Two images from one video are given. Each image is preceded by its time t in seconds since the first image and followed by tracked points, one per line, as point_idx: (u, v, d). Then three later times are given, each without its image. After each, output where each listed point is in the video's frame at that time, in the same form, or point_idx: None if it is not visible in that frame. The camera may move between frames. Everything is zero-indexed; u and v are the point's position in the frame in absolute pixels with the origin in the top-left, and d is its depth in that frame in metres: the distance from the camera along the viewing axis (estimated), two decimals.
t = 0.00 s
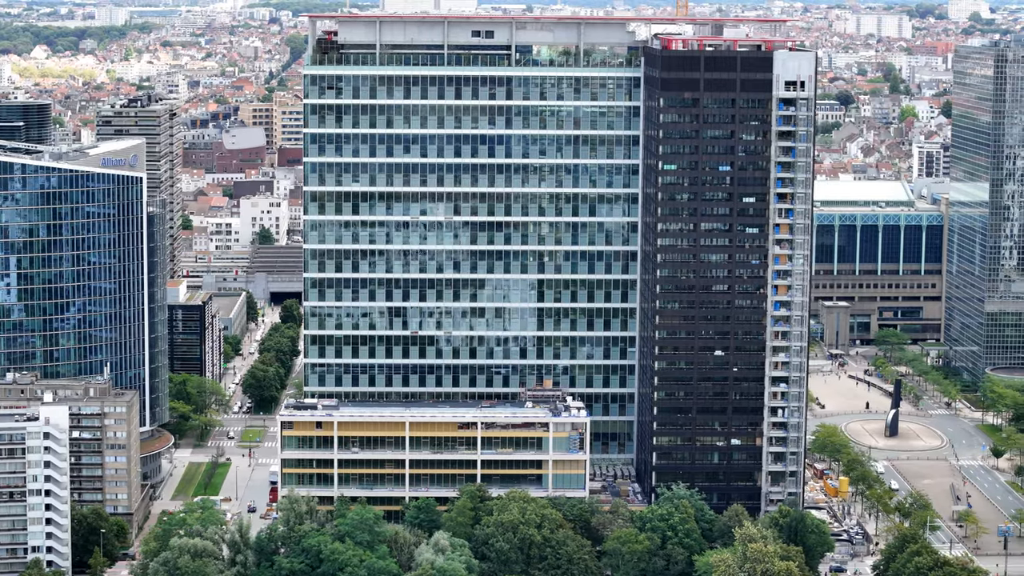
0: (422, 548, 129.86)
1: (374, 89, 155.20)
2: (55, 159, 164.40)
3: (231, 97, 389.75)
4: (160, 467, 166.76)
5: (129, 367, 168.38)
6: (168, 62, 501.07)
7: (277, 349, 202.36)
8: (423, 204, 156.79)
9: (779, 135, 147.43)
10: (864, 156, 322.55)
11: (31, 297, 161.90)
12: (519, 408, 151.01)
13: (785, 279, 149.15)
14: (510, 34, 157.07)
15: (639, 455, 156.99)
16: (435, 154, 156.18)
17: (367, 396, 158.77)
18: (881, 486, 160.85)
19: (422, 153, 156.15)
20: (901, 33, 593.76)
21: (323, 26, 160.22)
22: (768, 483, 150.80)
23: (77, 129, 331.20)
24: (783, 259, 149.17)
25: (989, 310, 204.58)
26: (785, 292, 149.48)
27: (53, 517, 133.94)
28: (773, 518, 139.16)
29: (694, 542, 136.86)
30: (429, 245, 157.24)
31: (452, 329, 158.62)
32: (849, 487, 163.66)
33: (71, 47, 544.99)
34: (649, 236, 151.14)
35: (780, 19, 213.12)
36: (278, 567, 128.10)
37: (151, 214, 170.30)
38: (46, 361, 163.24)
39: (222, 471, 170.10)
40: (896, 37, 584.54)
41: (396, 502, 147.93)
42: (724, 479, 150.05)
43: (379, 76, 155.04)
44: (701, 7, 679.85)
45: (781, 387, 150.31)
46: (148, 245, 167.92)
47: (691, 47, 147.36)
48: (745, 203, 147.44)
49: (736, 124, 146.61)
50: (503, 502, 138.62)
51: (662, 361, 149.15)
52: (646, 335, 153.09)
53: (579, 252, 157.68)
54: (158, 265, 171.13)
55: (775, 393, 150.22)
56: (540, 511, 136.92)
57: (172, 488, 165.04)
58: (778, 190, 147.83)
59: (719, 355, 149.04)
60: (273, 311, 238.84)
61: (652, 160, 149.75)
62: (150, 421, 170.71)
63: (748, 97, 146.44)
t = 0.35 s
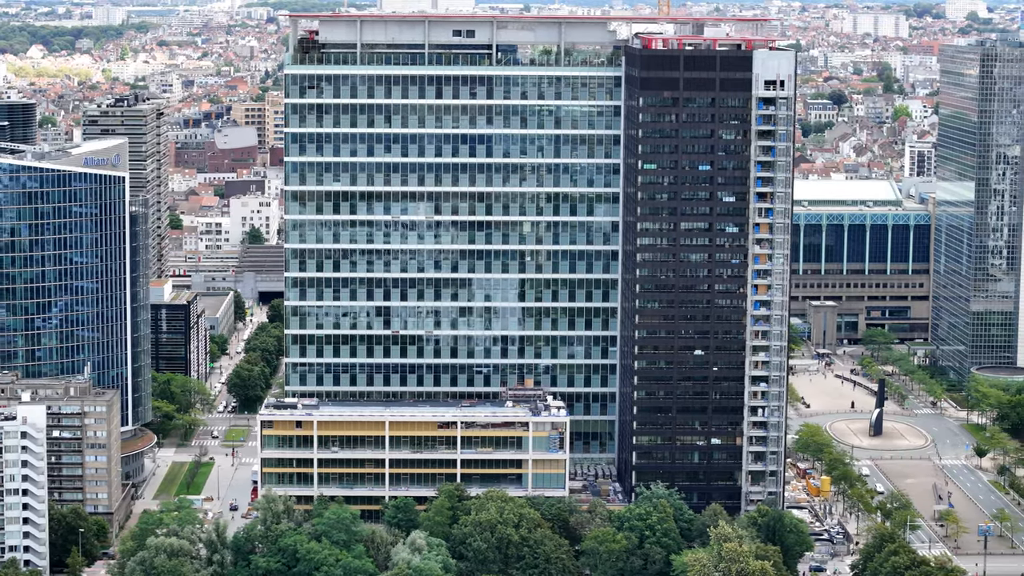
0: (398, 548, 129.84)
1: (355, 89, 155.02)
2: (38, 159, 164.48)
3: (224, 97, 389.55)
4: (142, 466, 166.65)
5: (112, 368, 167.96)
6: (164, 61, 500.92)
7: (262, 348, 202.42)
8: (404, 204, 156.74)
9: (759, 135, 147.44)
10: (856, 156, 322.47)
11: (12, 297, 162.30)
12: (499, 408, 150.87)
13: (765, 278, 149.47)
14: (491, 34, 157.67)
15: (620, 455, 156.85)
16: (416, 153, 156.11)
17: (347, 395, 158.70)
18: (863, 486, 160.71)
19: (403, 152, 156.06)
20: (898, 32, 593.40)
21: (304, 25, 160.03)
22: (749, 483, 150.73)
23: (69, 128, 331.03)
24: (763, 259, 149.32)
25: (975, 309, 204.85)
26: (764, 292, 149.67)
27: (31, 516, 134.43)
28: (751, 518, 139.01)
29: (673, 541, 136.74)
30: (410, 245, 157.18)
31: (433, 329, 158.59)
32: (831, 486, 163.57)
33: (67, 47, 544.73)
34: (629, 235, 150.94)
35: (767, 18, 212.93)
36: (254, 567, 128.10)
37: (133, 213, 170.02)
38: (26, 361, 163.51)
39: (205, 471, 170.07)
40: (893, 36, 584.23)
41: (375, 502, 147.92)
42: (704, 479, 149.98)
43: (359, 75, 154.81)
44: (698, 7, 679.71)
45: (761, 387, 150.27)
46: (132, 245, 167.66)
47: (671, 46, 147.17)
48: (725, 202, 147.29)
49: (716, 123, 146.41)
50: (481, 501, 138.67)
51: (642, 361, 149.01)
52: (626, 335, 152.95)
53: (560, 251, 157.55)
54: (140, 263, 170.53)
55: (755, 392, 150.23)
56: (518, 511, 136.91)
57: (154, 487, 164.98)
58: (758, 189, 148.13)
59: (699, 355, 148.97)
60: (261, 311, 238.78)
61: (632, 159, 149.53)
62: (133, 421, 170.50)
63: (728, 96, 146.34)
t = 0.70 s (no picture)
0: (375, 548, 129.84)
1: (337, 89, 154.90)
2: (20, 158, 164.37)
3: (219, 97, 389.51)
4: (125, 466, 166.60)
5: (95, 367, 167.92)
6: (160, 61, 500.82)
7: (249, 349, 202.50)
8: (385, 203, 156.71)
9: (739, 135, 147.16)
10: (849, 156, 322.40)
11: None
12: (479, 408, 150.80)
13: (745, 278, 149.16)
14: (474, 33, 157.27)
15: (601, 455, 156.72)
16: (397, 153, 156.08)
17: (329, 395, 158.69)
18: (845, 486, 160.68)
19: (384, 152, 156.05)
20: (896, 32, 593.14)
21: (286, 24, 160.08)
22: (729, 483, 150.66)
23: (62, 128, 331.14)
24: (743, 259, 149.03)
25: (961, 309, 204.73)
26: (745, 291, 149.41)
27: (9, 516, 134.78)
28: (730, 518, 138.94)
29: (651, 541, 136.70)
30: (392, 244, 157.18)
31: (415, 329, 158.56)
32: (814, 486, 163.44)
33: (64, 47, 544.61)
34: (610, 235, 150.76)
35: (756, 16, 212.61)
36: (231, 567, 128.10)
37: (116, 213, 169.91)
38: (9, 361, 163.15)
39: (189, 470, 170.07)
40: (890, 36, 584.08)
41: (356, 502, 147.96)
42: (685, 479, 149.94)
43: (340, 75, 154.76)
44: (697, 6, 679.68)
45: (741, 387, 150.16)
46: (115, 245, 167.91)
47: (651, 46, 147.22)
48: (705, 202, 147.24)
49: (696, 123, 146.34)
50: (460, 501, 138.73)
51: (623, 361, 148.87)
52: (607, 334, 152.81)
53: (542, 251, 157.48)
54: (124, 264, 170.93)
55: (735, 392, 150.12)
56: (496, 511, 136.89)
57: (137, 487, 164.97)
58: (739, 189, 147.60)
59: (680, 355, 148.87)
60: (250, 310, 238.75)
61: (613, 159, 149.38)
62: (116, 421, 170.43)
63: (708, 96, 146.15)
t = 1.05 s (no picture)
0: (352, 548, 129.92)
1: (318, 89, 154.76)
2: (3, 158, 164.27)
3: (213, 97, 389.64)
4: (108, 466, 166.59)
5: (79, 367, 168.01)
6: (156, 61, 500.97)
7: (235, 349, 202.62)
8: (367, 203, 156.57)
9: (719, 135, 147.51)
10: (842, 156, 322.42)
11: None
12: (460, 408, 150.82)
13: (726, 278, 149.37)
14: (455, 33, 157.53)
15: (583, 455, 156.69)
16: (379, 153, 155.95)
17: (310, 395, 158.59)
18: (828, 486, 160.62)
19: (365, 152, 155.91)
20: (893, 32, 593.25)
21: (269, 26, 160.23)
22: (710, 483, 150.58)
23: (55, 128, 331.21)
24: (724, 259, 149.28)
25: (947, 309, 204.69)
26: (725, 291, 149.52)
27: None
28: (709, 518, 138.85)
29: (629, 542, 136.64)
30: (373, 244, 157.07)
31: (397, 329, 158.40)
32: (797, 486, 163.36)
33: (61, 47, 544.86)
34: (591, 235, 150.60)
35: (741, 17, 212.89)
36: (207, 567, 128.05)
37: (99, 213, 169.51)
38: None
39: (172, 470, 170.03)
40: (887, 36, 584.17)
41: (336, 502, 147.96)
42: (665, 479, 149.88)
43: (323, 75, 154.64)
44: (695, 7, 679.71)
45: (721, 387, 150.10)
46: (99, 245, 167.85)
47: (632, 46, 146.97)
48: (685, 202, 147.03)
49: (677, 124, 146.11)
50: (438, 501, 138.74)
51: (604, 361, 148.77)
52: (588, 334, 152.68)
53: (524, 251, 157.30)
54: (106, 263, 170.24)
55: (716, 393, 150.05)
56: (474, 511, 136.89)
57: (120, 486, 164.92)
58: (718, 189, 148.23)
59: (661, 355, 148.79)
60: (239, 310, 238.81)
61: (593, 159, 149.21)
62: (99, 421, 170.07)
63: (688, 96, 145.98)
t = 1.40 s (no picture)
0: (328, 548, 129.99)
1: (299, 89, 154.58)
2: None
3: (207, 97, 389.63)
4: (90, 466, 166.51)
5: (61, 367, 167.94)
6: (152, 61, 500.94)
7: (220, 349, 202.84)
8: (347, 203, 156.31)
9: (699, 135, 147.05)
10: (834, 156, 322.27)
11: None
12: (440, 408, 150.88)
13: (706, 278, 149.02)
14: (436, 33, 157.01)
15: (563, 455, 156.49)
16: (360, 153, 155.71)
17: (292, 395, 158.58)
18: (809, 486, 160.54)
19: (346, 152, 155.64)
20: (890, 32, 592.92)
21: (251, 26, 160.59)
22: (690, 483, 150.51)
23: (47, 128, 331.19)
24: (703, 259, 148.75)
25: (933, 309, 204.40)
26: (705, 291, 149.25)
27: None
28: (687, 518, 138.74)
29: (607, 541, 136.57)
30: (354, 244, 156.82)
31: (378, 329, 158.21)
32: (779, 486, 163.33)
33: (57, 47, 544.96)
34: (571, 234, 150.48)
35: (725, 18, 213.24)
36: (184, 566, 127.99)
37: (81, 214, 169.92)
38: None
39: (155, 469, 170.03)
40: (884, 36, 584.03)
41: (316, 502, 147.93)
42: (645, 479, 149.83)
43: (304, 75, 154.49)
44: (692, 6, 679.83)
45: (701, 387, 150.01)
46: (81, 245, 168.12)
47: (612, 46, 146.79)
48: (665, 202, 146.99)
49: (656, 123, 146.08)
50: (416, 501, 138.70)
51: (583, 361, 148.72)
52: (569, 334, 152.50)
53: (505, 251, 157.13)
54: (89, 263, 170.58)
55: (696, 392, 149.97)
56: (452, 511, 136.76)
57: (102, 486, 164.86)
58: (698, 189, 147.49)
59: (640, 355, 148.74)
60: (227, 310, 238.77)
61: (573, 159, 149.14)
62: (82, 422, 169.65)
63: (668, 96, 145.82)
